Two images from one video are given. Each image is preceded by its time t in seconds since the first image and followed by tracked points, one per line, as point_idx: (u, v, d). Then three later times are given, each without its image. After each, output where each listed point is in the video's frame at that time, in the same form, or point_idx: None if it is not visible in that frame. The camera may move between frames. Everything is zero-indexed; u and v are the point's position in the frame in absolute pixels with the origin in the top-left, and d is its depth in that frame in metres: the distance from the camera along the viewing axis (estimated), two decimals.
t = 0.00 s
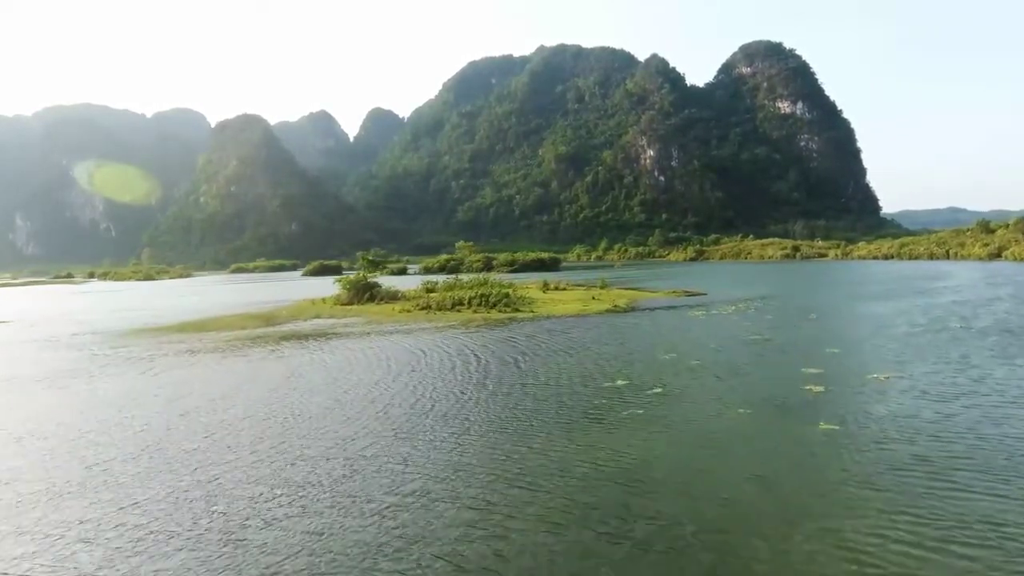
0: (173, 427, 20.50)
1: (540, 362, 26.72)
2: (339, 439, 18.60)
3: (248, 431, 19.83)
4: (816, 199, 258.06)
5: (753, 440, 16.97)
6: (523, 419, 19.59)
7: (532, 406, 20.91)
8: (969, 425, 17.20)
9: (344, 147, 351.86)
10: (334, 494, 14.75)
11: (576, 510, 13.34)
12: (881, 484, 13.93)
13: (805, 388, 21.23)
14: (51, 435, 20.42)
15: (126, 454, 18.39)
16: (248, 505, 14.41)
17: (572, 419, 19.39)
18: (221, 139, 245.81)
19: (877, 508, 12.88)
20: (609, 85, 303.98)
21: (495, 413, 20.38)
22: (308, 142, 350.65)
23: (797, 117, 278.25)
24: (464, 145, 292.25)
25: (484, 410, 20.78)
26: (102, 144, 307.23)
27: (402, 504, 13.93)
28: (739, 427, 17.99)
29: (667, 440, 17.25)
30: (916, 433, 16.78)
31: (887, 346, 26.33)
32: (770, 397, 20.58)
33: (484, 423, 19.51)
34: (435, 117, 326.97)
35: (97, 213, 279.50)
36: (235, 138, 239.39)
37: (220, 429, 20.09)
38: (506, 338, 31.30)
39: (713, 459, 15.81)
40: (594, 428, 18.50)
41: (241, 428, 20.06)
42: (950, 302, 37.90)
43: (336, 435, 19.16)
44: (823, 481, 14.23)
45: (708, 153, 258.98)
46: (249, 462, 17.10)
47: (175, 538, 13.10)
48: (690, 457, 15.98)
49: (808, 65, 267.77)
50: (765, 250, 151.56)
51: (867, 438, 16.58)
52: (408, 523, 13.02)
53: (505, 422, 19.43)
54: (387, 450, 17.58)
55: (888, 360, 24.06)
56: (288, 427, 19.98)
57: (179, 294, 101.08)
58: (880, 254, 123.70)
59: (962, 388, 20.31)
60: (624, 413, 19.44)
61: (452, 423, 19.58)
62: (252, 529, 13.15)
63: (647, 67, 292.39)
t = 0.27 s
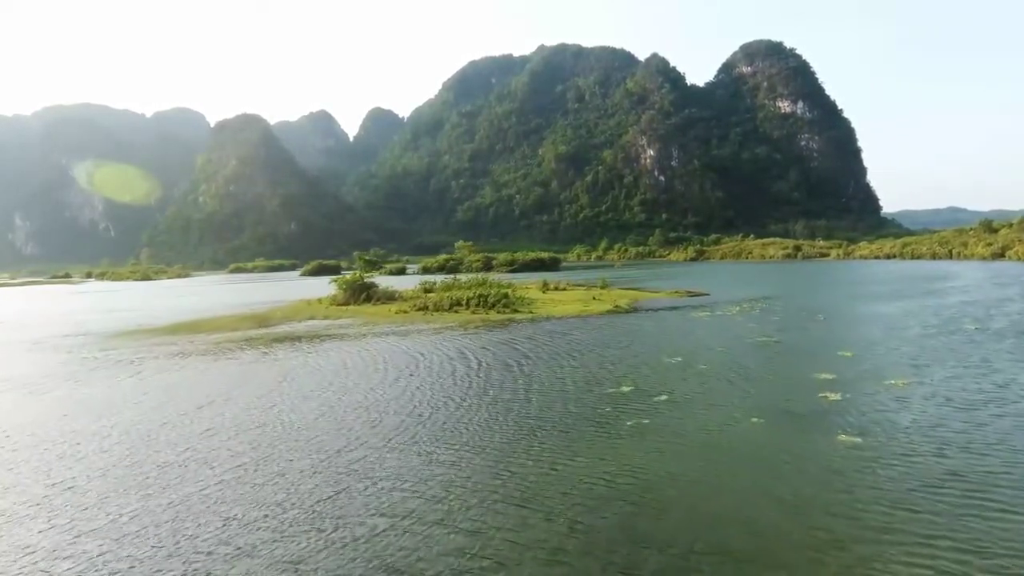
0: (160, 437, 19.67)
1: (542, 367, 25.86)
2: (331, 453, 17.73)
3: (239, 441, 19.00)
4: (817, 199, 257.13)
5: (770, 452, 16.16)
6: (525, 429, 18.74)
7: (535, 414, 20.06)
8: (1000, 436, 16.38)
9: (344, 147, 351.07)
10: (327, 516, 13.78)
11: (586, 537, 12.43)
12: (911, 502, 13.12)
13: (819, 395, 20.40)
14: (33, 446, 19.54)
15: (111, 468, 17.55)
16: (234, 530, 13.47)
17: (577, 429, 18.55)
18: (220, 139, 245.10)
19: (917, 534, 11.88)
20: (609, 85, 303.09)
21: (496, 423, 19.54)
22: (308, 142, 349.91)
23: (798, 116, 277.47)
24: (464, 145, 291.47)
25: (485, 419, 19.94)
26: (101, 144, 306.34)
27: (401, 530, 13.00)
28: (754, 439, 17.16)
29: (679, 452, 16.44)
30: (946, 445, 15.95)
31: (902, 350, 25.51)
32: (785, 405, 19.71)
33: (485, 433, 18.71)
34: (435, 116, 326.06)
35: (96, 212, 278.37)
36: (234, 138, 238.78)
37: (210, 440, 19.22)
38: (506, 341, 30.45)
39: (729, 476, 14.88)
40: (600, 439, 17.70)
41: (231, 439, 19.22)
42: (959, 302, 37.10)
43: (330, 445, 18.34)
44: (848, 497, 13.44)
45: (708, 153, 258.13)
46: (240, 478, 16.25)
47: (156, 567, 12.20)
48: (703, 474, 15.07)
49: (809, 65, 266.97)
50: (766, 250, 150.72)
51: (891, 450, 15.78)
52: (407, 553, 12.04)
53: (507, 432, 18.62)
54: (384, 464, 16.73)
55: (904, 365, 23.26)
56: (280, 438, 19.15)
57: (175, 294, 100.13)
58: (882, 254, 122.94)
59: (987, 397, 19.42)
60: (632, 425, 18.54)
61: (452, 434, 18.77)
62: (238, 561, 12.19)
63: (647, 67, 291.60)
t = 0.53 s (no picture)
0: (146, 450, 18.75)
1: (545, 372, 24.98)
2: (326, 469, 16.83)
3: (228, 454, 18.09)
4: (818, 199, 256.23)
5: (792, 468, 15.29)
6: (529, 441, 17.88)
7: (539, 424, 19.17)
8: None
9: (343, 147, 350.29)
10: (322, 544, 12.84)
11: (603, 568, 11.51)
12: (949, 526, 12.27)
13: (837, 404, 19.52)
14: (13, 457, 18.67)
15: (92, 483, 16.64)
16: (222, 559, 12.54)
17: (585, 441, 17.68)
18: (219, 139, 244.39)
19: (962, 564, 10.98)
20: (609, 84, 302.23)
21: (498, 434, 18.66)
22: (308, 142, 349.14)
23: (799, 116, 276.42)
24: (464, 145, 290.65)
25: (486, 430, 19.07)
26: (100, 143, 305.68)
27: (400, 559, 12.06)
28: (771, 453, 16.31)
29: (694, 468, 15.55)
30: (978, 460, 15.15)
31: (920, 354, 24.64)
32: (802, 415, 18.88)
33: (487, 446, 17.86)
34: (435, 116, 325.12)
35: (95, 212, 277.45)
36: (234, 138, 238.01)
37: (197, 454, 18.29)
38: (508, 344, 29.59)
39: (751, 497, 13.95)
40: (608, 452, 16.81)
41: (219, 452, 18.31)
42: (972, 303, 36.24)
43: (324, 458, 17.48)
44: (883, 522, 12.51)
45: (709, 152, 257.23)
46: (229, 497, 15.39)
47: None
48: (723, 494, 14.13)
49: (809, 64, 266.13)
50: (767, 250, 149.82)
51: (922, 467, 14.89)
52: None
53: (510, 444, 17.75)
54: (382, 479, 15.89)
55: (923, 370, 22.42)
56: (272, 450, 18.26)
57: (173, 294, 99.22)
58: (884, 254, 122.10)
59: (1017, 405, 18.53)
60: (642, 437, 17.64)
61: (453, 445, 17.92)
62: None
63: (648, 66, 290.70)
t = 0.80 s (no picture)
0: (125, 455, 17.59)
1: (546, 376, 23.91)
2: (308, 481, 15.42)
3: (206, 463, 16.76)
4: (819, 199, 255.09)
5: (811, 477, 14.28)
6: (533, 448, 16.76)
7: (542, 430, 18.06)
8: None
9: (343, 147, 349.60)
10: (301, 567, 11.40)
11: None
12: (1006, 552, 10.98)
13: (862, 415, 18.19)
14: None
15: (66, 489, 15.48)
16: None
17: (592, 454, 16.27)
18: (219, 139, 243.67)
19: None
20: (610, 84, 301.40)
21: (499, 442, 17.53)
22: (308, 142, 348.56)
23: (800, 115, 275.29)
24: (464, 145, 289.84)
25: (487, 436, 17.91)
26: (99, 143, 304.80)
27: None
28: (792, 460, 15.29)
29: (712, 479, 14.47)
30: None
31: (938, 358, 23.71)
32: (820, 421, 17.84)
33: (487, 453, 16.73)
34: (435, 116, 324.28)
35: (94, 212, 276.73)
36: (233, 137, 237.28)
37: (177, 461, 17.09)
38: (508, 348, 28.51)
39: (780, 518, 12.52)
40: (617, 460, 15.71)
41: (201, 458, 17.15)
42: (985, 305, 35.31)
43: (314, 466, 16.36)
44: (934, 549, 11.12)
45: (709, 152, 256.24)
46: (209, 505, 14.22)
47: None
48: (748, 515, 12.73)
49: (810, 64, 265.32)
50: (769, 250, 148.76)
51: (967, 485, 13.56)
52: None
53: (513, 452, 16.63)
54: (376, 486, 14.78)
55: (948, 377, 21.18)
56: (261, 454, 17.17)
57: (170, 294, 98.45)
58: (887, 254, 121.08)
59: None
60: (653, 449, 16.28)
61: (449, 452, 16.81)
62: None
63: (648, 66, 289.69)
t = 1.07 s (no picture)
0: (107, 470, 16.81)
1: (547, 382, 23.07)
2: (298, 500, 14.50)
3: (194, 480, 15.92)
4: (819, 198, 254.12)
5: (831, 494, 13.50)
6: (534, 461, 15.94)
7: (546, 443, 17.17)
8: None
9: (343, 146, 349.00)
10: None
11: None
12: None
13: (884, 426, 17.28)
14: None
15: (44, 507, 14.68)
16: None
17: (600, 470, 15.38)
18: (219, 138, 243.03)
19: None
20: (610, 83, 300.62)
21: (498, 455, 16.70)
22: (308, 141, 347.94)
23: (800, 115, 274.41)
24: (464, 144, 289.19)
25: (486, 448, 17.07)
26: (99, 143, 304.15)
27: None
28: (809, 475, 14.51)
29: (730, 499, 13.55)
30: None
31: (953, 363, 22.94)
32: (835, 432, 17.05)
33: (486, 467, 15.89)
34: (435, 115, 323.46)
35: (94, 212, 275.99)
36: (233, 137, 236.61)
37: (161, 476, 16.30)
38: (508, 352, 27.70)
39: (807, 544, 11.62)
40: (624, 475, 14.89)
41: (188, 473, 16.37)
42: (996, 307, 34.53)
43: (305, 481, 15.54)
44: None
45: (710, 152, 255.50)
46: (192, 527, 13.40)
47: None
48: (774, 541, 11.82)
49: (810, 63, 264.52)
50: (771, 250, 147.87)
51: (1006, 506, 12.66)
52: None
53: (513, 465, 15.79)
54: (370, 505, 13.96)
55: (970, 384, 20.31)
56: (250, 468, 16.35)
57: (168, 294, 97.83)
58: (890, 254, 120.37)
59: None
60: (665, 465, 15.39)
61: (447, 466, 15.98)
62: None
63: (649, 65, 288.88)
